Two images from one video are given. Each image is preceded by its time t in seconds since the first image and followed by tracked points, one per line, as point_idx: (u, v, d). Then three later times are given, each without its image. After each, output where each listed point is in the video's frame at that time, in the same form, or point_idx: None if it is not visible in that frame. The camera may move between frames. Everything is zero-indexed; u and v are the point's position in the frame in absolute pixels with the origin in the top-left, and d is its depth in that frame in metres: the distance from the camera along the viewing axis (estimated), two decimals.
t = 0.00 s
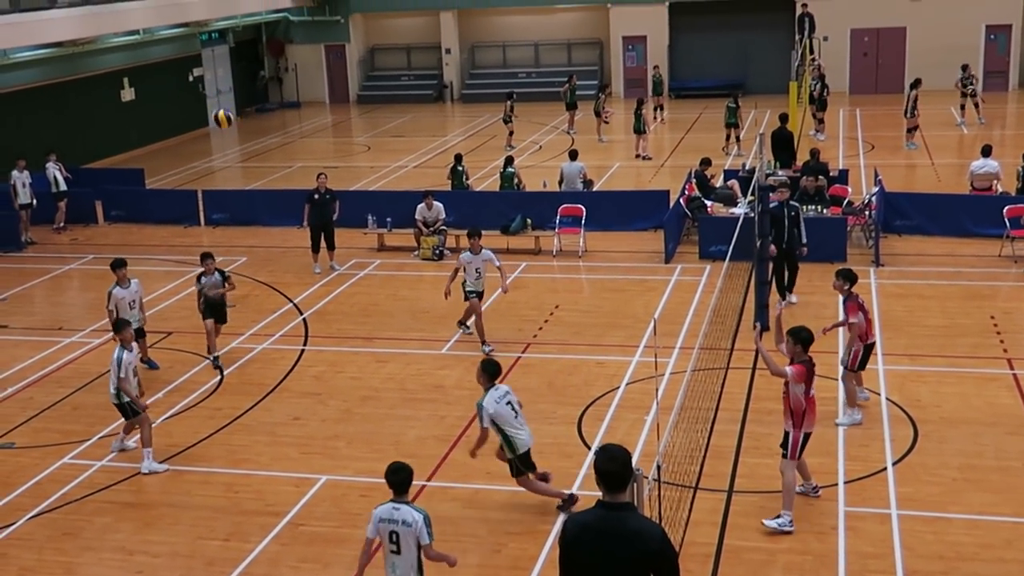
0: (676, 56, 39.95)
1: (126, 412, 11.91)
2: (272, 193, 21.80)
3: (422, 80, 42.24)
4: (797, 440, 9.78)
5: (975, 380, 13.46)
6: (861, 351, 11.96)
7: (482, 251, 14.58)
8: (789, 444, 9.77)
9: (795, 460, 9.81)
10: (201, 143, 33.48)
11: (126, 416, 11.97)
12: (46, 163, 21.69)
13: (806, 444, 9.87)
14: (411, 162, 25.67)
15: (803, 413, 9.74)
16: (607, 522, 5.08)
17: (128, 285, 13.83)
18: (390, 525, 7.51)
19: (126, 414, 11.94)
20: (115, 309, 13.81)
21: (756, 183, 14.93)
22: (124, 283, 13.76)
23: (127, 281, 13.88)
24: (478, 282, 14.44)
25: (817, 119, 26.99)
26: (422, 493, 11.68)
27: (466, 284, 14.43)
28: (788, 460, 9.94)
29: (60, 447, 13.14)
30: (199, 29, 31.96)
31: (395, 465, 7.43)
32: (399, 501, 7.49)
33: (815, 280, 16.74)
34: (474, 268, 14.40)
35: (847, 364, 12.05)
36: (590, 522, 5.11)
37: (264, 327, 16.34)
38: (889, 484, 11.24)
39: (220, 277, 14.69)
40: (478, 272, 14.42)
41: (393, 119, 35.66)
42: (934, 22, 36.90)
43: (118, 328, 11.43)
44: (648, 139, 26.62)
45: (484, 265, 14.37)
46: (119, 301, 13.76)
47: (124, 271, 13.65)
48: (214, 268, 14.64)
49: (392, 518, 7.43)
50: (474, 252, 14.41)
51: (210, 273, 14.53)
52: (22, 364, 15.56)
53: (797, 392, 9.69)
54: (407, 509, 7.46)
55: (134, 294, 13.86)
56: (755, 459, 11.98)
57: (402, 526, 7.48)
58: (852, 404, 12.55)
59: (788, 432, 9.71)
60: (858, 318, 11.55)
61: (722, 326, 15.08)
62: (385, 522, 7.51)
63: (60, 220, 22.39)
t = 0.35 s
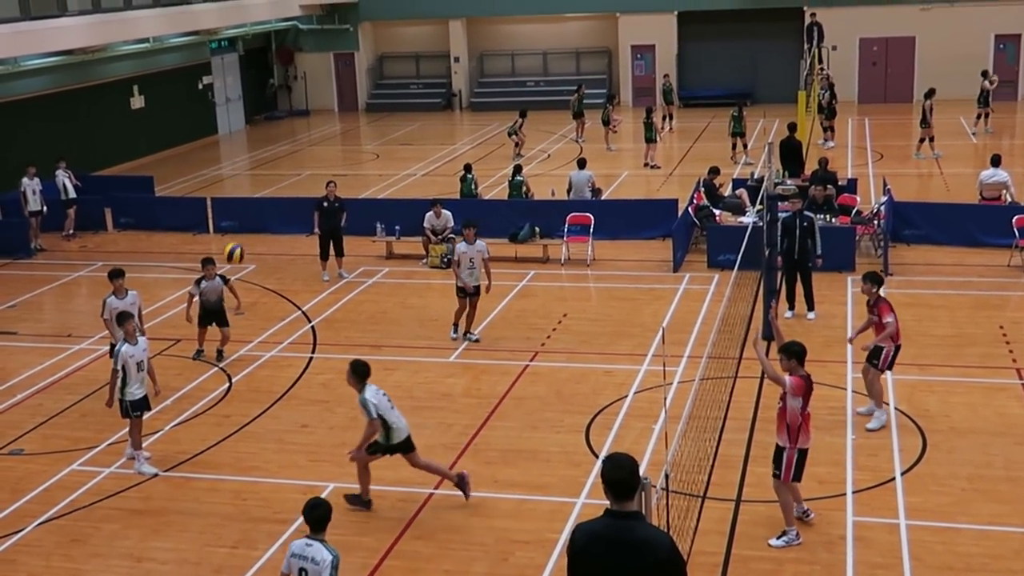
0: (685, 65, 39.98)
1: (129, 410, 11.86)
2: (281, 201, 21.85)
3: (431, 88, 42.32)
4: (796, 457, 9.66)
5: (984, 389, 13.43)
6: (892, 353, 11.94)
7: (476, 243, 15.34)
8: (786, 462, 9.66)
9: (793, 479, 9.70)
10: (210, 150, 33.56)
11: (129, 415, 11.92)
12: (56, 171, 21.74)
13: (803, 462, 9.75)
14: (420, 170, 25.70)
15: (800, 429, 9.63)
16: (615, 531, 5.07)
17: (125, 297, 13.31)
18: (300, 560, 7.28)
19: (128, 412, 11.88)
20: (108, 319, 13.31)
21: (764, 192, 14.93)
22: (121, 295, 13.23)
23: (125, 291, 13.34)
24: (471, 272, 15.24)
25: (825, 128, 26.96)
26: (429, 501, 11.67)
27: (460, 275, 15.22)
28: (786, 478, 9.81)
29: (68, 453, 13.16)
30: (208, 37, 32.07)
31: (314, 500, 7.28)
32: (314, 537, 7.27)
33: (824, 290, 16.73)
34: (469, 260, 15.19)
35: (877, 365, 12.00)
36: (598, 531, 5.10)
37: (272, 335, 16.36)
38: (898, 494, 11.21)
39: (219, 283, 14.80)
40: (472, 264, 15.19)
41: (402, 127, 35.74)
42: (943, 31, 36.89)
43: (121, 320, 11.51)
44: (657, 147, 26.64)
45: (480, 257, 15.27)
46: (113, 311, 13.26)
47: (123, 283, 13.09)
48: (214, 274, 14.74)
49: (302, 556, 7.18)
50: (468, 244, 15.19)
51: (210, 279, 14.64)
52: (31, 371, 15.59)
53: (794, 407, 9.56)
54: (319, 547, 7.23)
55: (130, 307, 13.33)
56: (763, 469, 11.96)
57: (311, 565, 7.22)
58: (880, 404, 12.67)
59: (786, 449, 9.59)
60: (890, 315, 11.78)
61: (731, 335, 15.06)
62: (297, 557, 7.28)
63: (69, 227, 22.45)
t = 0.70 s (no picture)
0: (694, 75, 40.01)
1: (133, 417, 11.96)
2: (290, 208, 21.87)
3: (439, 96, 42.37)
4: (801, 469, 9.60)
5: (993, 400, 13.39)
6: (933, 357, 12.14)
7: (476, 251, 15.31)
8: (794, 475, 9.61)
9: (801, 491, 9.66)
10: (219, 158, 33.64)
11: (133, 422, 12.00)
12: (66, 178, 21.79)
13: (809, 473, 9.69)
14: (428, 178, 25.71)
15: (805, 441, 9.56)
16: (623, 541, 5.06)
17: (129, 311, 13.18)
18: None
19: (132, 419, 11.97)
20: (109, 334, 13.14)
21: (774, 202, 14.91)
22: (124, 309, 13.10)
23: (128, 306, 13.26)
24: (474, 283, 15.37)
25: (833, 137, 26.91)
26: (437, 509, 11.66)
27: (466, 286, 15.33)
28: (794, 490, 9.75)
29: (76, 460, 13.17)
30: (218, 45, 32.19)
31: (241, 522, 7.30)
32: (240, 561, 7.25)
33: (833, 300, 16.72)
34: (472, 271, 15.25)
35: (918, 369, 12.15)
36: (606, 541, 5.10)
37: (280, 342, 16.39)
38: (906, 505, 11.18)
39: (237, 284, 14.73)
40: (476, 275, 15.28)
41: (411, 135, 35.81)
42: (952, 41, 36.87)
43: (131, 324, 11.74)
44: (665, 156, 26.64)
45: (481, 267, 15.33)
46: (114, 326, 13.12)
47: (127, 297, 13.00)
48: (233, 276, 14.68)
49: None
50: (469, 256, 15.17)
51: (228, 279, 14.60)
52: (39, 377, 15.62)
53: (797, 419, 9.47)
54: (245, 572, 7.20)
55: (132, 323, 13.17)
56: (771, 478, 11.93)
57: None
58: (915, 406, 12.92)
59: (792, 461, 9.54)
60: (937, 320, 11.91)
61: (739, 344, 15.03)
62: None
63: (78, 233, 22.49)
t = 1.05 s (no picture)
0: (704, 83, 40.01)
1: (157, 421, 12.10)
2: (300, 215, 21.91)
3: (450, 103, 42.44)
4: (808, 480, 9.58)
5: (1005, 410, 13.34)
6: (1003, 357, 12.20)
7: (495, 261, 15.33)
8: (798, 485, 9.55)
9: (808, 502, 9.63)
10: (230, 165, 33.74)
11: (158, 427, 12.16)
12: (77, 184, 21.86)
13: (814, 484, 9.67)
14: (438, 185, 25.72)
15: (811, 451, 9.54)
16: (633, 549, 5.06)
17: (134, 323, 13.04)
18: None
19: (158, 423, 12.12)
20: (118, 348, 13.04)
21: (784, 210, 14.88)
22: (128, 322, 12.96)
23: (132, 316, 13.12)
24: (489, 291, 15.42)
25: (843, 146, 26.85)
26: (446, 516, 11.65)
27: (480, 293, 15.35)
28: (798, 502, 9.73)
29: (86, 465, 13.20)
30: (229, 52, 32.31)
31: (207, 552, 6.66)
32: None
33: (844, 309, 16.68)
34: (488, 279, 15.26)
35: (991, 372, 12.29)
36: (617, 548, 5.08)
37: (290, 348, 16.41)
38: (917, 514, 11.14)
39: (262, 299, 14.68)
40: (492, 284, 15.30)
41: (421, 142, 35.88)
42: (964, 50, 36.81)
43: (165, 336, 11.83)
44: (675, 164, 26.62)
45: (498, 277, 15.28)
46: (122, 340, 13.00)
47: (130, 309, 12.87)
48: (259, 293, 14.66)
49: None
50: (487, 264, 15.19)
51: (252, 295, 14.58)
52: (50, 382, 15.65)
53: (803, 430, 9.45)
54: None
55: (139, 335, 13.05)
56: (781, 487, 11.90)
57: None
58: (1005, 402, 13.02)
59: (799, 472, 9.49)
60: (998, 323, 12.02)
61: (749, 352, 15.01)
62: None
63: (89, 239, 22.56)
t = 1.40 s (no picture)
0: (712, 88, 40.00)
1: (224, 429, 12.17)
2: (308, 220, 21.94)
3: (458, 108, 42.47)
4: (802, 490, 9.56)
5: (1013, 417, 13.31)
6: None
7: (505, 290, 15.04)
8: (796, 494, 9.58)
9: (802, 511, 9.61)
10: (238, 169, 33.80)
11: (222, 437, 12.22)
12: (86, 188, 21.90)
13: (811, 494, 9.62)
14: (446, 190, 25.72)
15: (807, 462, 9.47)
16: (637, 555, 5.05)
17: (144, 330, 12.92)
18: None
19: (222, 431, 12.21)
20: (129, 355, 12.87)
21: (792, 215, 14.88)
22: (140, 329, 12.84)
23: (140, 324, 12.99)
24: (494, 312, 15.28)
25: (851, 151, 26.80)
26: (453, 521, 11.65)
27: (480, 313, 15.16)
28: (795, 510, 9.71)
29: (93, 469, 13.22)
30: (237, 56, 32.37)
31: (201, 546, 6.96)
32: None
33: (851, 315, 16.66)
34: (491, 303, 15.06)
35: None
36: (622, 554, 5.08)
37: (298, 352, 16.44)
38: (924, 521, 11.11)
39: (293, 304, 14.66)
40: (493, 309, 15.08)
41: (428, 147, 35.91)
42: (972, 55, 36.73)
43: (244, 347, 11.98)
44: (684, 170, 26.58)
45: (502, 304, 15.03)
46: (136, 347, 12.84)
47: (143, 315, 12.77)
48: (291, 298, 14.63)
49: None
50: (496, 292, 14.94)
51: (286, 300, 14.49)
52: (58, 386, 15.68)
53: (799, 440, 9.38)
54: None
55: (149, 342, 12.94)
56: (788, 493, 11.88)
57: None
58: None
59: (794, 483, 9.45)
60: None
61: (756, 358, 15.00)
62: None
63: (98, 243, 22.61)
